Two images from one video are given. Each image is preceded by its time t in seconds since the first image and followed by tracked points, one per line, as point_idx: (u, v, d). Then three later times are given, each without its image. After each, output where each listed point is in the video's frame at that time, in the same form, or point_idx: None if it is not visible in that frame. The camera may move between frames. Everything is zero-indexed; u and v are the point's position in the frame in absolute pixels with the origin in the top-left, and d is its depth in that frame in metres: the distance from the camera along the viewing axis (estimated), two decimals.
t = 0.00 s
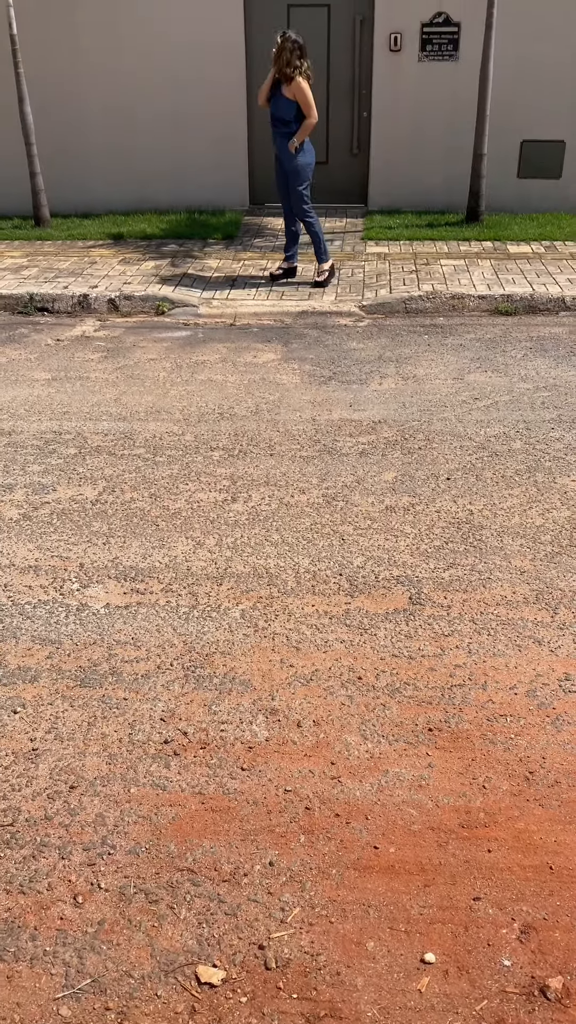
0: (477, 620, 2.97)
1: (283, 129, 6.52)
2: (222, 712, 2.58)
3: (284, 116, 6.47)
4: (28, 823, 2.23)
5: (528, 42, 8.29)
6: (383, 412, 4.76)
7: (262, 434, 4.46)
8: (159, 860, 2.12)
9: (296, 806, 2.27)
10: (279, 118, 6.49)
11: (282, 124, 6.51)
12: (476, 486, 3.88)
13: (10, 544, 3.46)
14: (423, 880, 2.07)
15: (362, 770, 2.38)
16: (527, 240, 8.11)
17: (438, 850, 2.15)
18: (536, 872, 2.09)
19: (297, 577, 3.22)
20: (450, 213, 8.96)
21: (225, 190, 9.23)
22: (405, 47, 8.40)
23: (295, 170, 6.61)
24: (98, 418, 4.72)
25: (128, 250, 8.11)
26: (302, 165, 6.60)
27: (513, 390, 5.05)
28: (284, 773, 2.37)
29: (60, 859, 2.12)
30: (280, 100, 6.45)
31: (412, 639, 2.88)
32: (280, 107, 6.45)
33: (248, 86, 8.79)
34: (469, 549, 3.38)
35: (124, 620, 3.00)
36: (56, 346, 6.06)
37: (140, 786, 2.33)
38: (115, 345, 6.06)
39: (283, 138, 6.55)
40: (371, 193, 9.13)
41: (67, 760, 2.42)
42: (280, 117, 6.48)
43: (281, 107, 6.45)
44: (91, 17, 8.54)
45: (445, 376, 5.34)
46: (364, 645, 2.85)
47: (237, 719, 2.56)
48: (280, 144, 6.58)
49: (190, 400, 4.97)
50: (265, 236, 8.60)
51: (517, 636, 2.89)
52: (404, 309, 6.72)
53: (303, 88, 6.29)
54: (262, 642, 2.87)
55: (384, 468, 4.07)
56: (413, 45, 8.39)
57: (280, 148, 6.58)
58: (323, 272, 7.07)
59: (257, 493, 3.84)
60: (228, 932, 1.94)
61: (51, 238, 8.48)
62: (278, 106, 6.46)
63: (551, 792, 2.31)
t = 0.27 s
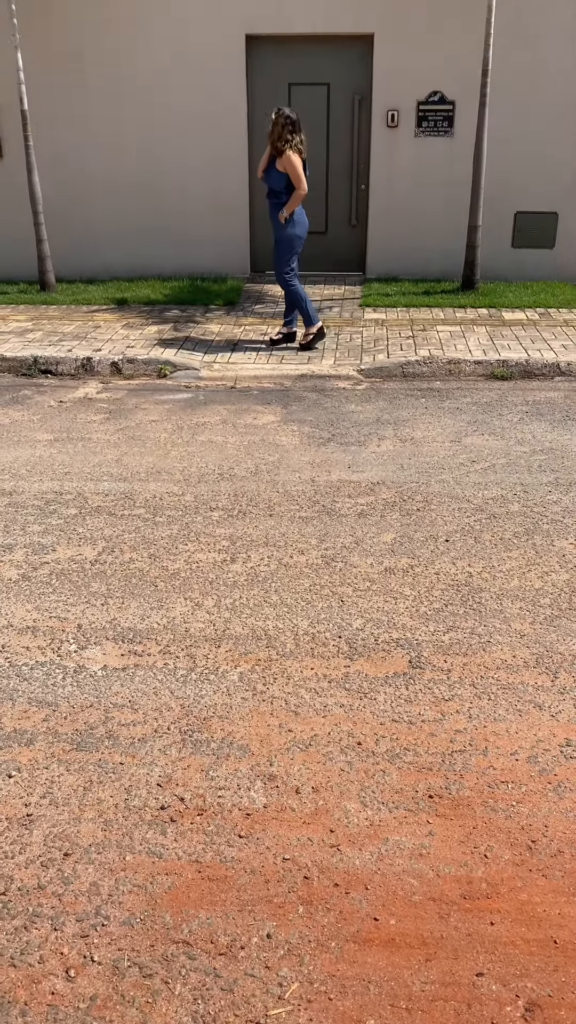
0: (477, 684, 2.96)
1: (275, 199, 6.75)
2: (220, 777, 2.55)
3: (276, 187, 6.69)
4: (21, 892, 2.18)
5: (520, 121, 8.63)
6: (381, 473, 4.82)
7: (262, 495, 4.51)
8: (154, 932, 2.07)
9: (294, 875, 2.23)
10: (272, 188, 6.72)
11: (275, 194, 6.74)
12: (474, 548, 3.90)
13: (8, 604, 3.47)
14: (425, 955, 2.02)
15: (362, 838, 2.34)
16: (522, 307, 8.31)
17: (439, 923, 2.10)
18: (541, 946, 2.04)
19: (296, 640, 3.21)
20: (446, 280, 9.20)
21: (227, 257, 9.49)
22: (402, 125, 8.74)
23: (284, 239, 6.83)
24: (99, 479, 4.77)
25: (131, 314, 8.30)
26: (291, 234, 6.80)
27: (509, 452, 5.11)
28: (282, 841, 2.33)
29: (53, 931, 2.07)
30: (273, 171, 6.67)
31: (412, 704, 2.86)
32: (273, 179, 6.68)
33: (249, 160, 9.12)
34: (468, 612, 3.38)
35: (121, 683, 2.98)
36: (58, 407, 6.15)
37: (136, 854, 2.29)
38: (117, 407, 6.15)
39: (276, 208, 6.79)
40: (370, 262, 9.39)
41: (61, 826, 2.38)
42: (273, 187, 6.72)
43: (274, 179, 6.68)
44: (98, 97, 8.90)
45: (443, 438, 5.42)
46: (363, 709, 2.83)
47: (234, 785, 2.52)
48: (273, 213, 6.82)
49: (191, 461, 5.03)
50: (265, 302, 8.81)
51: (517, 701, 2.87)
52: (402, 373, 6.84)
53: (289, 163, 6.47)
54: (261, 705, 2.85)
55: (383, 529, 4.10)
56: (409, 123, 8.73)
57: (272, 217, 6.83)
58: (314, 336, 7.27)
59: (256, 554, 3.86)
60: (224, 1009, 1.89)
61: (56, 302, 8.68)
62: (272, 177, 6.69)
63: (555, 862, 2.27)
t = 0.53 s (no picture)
0: (478, 747, 2.92)
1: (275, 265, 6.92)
2: (217, 842, 2.50)
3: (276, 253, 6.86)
4: (12, 961, 2.12)
5: (514, 192, 8.92)
6: (381, 532, 4.84)
7: (262, 553, 4.52)
8: (148, 1005, 2.01)
9: (292, 945, 2.17)
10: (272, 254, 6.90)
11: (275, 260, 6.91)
12: (474, 608, 3.90)
13: (6, 663, 3.45)
14: None
15: (362, 906, 2.29)
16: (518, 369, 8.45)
17: (442, 997, 2.04)
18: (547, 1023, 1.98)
19: (295, 701, 3.18)
20: (444, 343, 9.38)
21: (228, 320, 9.70)
22: (399, 195, 9.02)
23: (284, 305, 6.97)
24: (99, 536, 4.79)
25: (134, 374, 8.43)
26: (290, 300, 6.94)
27: (508, 512, 5.15)
28: (280, 909, 2.28)
29: (44, 1003, 2.01)
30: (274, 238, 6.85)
31: (412, 767, 2.82)
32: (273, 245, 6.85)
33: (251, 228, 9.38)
34: (469, 673, 3.36)
35: (118, 744, 2.95)
36: (60, 465, 6.21)
37: (131, 922, 2.24)
38: (118, 465, 6.21)
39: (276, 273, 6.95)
40: (368, 325, 9.59)
41: (55, 893, 2.33)
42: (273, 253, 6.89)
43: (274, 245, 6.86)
44: (104, 168, 9.20)
45: (442, 497, 5.46)
46: (363, 773, 2.80)
47: (232, 850, 2.48)
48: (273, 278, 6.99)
49: (191, 518, 5.07)
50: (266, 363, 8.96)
51: (519, 765, 2.84)
52: (400, 433, 6.92)
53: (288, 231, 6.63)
54: (259, 768, 2.82)
55: (382, 588, 4.10)
56: (406, 193, 9.02)
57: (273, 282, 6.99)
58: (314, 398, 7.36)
59: (255, 613, 3.85)
60: None
61: (60, 362, 8.83)
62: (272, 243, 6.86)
63: (559, 932, 2.21)
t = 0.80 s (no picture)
0: (479, 806, 2.88)
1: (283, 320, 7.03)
2: (213, 904, 2.45)
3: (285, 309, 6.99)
4: None
5: (508, 253, 9.15)
6: (380, 585, 4.85)
7: (260, 606, 4.52)
8: None
9: (289, 1014, 2.11)
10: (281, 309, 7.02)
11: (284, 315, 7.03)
12: (473, 663, 3.88)
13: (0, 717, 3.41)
14: None
15: (360, 972, 2.23)
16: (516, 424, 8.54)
17: None
18: None
19: (293, 758, 3.15)
20: (441, 398, 9.50)
21: (229, 375, 9.85)
22: (397, 255, 9.24)
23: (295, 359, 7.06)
24: (97, 589, 4.79)
25: (135, 428, 8.52)
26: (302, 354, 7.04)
27: (507, 566, 5.17)
28: (277, 974, 2.22)
29: None
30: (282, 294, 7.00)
31: (412, 826, 2.78)
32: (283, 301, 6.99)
33: (251, 287, 9.59)
34: (469, 729, 3.33)
35: (113, 802, 2.90)
36: (59, 517, 6.24)
37: (123, 988, 2.18)
38: (117, 517, 6.24)
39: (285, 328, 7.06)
40: (367, 380, 9.72)
41: (45, 957, 2.27)
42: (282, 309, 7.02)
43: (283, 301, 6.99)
44: (108, 229, 9.44)
45: (441, 550, 5.49)
46: (362, 832, 2.75)
47: (227, 913, 2.42)
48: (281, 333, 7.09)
49: (189, 571, 5.07)
50: (266, 416, 9.06)
51: (520, 824, 2.79)
52: (399, 487, 6.97)
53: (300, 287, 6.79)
54: (256, 826, 2.77)
55: (381, 643, 4.08)
56: (403, 253, 9.24)
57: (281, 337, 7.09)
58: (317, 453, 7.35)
59: (253, 667, 3.82)
60: None
61: (62, 415, 8.92)
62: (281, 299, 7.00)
63: (564, 999, 2.15)
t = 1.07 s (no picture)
0: (480, 859, 2.83)
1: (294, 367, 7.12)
2: (208, 961, 2.40)
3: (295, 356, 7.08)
4: None
5: (503, 304, 9.31)
6: (379, 632, 4.84)
7: (258, 653, 4.50)
8: None
9: None
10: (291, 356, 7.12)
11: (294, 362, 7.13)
12: (473, 712, 3.86)
13: None
14: None
15: None
16: (513, 471, 8.61)
17: None
18: None
19: (291, 809, 3.11)
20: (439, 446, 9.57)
21: (229, 423, 9.95)
22: (394, 305, 9.41)
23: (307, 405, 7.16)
24: (95, 635, 4.77)
25: (134, 474, 8.57)
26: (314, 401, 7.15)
27: (506, 613, 5.17)
28: None
29: None
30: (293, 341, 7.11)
31: (412, 880, 2.73)
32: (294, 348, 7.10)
33: (252, 336, 9.74)
34: (469, 780, 3.29)
35: (108, 854, 2.85)
36: (58, 563, 6.24)
37: None
38: (116, 563, 6.25)
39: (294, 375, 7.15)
40: (365, 427, 9.81)
41: (36, 1016, 2.21)
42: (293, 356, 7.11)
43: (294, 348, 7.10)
44: (111, 281, 9.62)
45: (440, 597, 5.49)
46: (361, 885, 2.70)
47: (223, 970, 2.36)
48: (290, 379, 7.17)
49: (188, 618, 5.06)
50: (265, 463, 9.12)
51: (522, 878, 2.74)
52: (397, 533, 6.98)
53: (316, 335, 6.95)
54: (253, 880, 2.72)
55: (380, 691, 4.06)
56: (401, 304, 9.40)
57: (291, 383, 7.16)
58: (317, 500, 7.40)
59: (251, 716, 3.79)
60: None
61: (62, 462, 8.98)
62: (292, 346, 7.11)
63: None
